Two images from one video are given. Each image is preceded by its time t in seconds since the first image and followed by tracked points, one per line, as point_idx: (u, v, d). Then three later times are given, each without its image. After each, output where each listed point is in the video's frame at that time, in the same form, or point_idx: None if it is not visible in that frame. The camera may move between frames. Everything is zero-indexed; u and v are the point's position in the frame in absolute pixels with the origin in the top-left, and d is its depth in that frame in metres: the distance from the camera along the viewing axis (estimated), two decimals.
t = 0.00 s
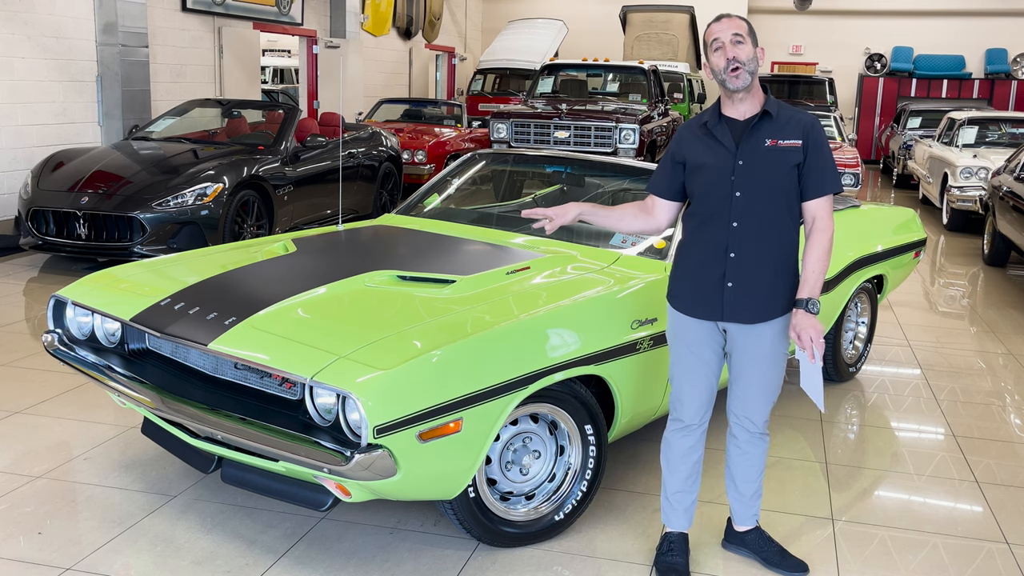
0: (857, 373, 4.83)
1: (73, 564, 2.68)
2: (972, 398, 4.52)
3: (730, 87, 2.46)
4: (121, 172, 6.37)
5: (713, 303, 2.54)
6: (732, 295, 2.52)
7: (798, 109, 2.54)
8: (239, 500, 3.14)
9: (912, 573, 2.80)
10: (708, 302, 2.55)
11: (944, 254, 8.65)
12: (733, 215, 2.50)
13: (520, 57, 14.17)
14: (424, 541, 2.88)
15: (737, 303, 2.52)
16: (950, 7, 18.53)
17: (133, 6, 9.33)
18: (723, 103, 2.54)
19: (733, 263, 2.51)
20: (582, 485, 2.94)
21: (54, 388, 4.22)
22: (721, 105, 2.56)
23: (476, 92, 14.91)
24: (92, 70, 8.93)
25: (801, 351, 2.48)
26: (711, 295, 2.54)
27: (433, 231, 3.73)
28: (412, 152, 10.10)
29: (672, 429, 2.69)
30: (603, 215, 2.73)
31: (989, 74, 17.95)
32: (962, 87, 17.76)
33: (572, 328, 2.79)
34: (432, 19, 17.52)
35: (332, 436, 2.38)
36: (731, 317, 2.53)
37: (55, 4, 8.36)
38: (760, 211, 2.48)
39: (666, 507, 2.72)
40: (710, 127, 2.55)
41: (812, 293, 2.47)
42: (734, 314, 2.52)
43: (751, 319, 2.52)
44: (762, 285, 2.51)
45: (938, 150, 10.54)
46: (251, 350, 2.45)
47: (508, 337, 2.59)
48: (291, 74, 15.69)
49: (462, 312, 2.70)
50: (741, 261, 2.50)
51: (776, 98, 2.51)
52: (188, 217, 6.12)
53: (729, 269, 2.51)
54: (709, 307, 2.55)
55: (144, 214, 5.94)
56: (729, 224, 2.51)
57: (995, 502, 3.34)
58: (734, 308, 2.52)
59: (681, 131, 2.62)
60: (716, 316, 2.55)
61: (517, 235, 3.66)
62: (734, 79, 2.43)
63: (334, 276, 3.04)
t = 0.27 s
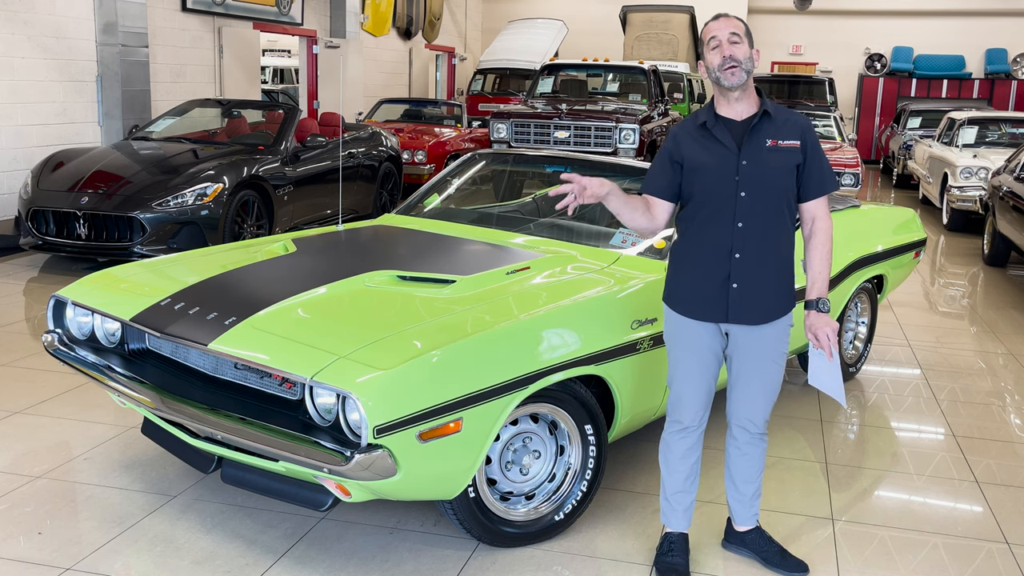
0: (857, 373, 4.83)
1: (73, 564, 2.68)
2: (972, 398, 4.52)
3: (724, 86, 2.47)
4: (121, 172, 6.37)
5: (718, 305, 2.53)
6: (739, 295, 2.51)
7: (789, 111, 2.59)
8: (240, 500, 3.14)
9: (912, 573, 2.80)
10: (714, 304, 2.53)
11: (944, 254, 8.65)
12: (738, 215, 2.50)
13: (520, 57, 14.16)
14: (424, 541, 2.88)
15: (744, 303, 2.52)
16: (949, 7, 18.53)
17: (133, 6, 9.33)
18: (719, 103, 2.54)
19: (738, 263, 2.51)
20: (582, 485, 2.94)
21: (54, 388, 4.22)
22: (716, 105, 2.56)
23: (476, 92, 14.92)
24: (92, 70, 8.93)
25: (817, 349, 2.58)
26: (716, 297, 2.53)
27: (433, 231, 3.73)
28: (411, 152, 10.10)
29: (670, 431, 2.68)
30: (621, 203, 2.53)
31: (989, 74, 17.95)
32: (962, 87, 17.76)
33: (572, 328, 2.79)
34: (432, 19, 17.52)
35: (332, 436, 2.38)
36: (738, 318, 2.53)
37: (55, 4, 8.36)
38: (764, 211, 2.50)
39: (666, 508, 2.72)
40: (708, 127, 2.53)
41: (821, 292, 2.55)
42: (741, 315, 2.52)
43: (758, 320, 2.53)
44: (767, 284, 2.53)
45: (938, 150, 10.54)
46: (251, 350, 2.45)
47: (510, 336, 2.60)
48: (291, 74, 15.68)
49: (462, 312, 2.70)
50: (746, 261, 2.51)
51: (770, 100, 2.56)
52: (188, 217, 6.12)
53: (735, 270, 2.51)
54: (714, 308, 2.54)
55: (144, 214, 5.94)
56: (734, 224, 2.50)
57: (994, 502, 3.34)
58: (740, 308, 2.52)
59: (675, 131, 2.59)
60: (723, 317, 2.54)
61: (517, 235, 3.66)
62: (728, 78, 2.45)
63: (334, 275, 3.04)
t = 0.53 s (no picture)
0: (857, 373, 4.83)
1: (73, 564, 2.68)
2: (972, 398, 4.52)
3: (716, 86, 2.47)
4: (121, 172, 6.37)
5: (724, 307, 2.53)
6: (744, 296, 2.52)
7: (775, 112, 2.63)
8: (240, 500, 3.14)
9: (912, 573, 2.80)
10: (719, 306, 2.52)
11: (944, 254, 8.64)
12: (741, 216, 2.50)
13: (520, 57, 14.14)
14: (424, 541, 2.88)
15: (749, 303, 2.52)
16: (949, 7, 18.53)
17: (133, 6, 9.33)
18: (711, 103, 2.53)
19: (743, 264, 2.51)
20: (582, 485, 2.94)
21: (54, 388, 4.22)
22: (707, 105, 2.55)
23: (476, 92, 14.95)
24: (92, 70, 8.94)
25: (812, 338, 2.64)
26: (721, 297, 2.52)
27: (433, 231, 3.73)
28: (412, 152, 10.11)
29: (668, 435, 2.67)
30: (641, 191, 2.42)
31: (989, 74, 17.95)
32: (962, 87, 17.76)
33: (572, 328, 2.79)
34: (432, 19, 17.51)
35: (331, 436, 2.38)
36: (744, 319, 2.53)
37: (55, 4, 8.36)
38: (765, 211, 2.51)
39: (665, 509, 2.72)
40: (705, 127, 2.51)
41: (812, 284, 2.65)
42: (747, 316, 2.53)
43: (761, 320, 2.55)
44: (769, 284, 2.55)
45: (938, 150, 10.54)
46: (251, 350, 2.45)
47: (511, 336, 2.60)
48: (291, 74, 15.69)
49: (462, 312, 2.70)
50: (750, 262, 2.51)
51: (759, 101, 2.58)
52: (188, 217, 6.12)
53: (740, 271, 2.51)
54: (720, 310, 2.53)
55: (144, 214, 5.94)
56: (737, 225, 2.50)
57: (994, 502, 3.34)
58: (745, 309, 2.53)
59: (669, 130, 2.54)
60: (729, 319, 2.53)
61: (517, 235, 3.66)
62: (721, 78, 2.45)
63: (334, 276, 3.04)
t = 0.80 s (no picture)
0: (857, 373, 4.83)
1: (73, 564, 2.68)
2: (972, 398, 4.52)
3: (709, 86, 2.47)
4: (121, 172, 6.37)
5: (725, 309, 2.52)
6: (745, 298, 2.52)
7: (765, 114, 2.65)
8: (240, 500, 3.14)
9: (911, 573, 2.80)
10: (721, 308, 2.52)
11: (944, 254, 8.64)
12: (741, 217, 2.50)
13: (520, 58, 14.10)
14: (424, 541, 2.88)
15: (750, 305, 2.53)
16: (949, 7, 18.53)
17: (133, 6, 9.33)
18: (704, 105, 2.53)
19: (743, 265, 2.51)
20: (582, 485, 2.94)
21: (54, 388, 4.22)
22: (700, 106, 2.55)
23: (476, 92, 14.99)
24: (92, 70, 8.94)
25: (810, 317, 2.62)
26: (722, 301, 2.52)
27: (433, 231, 3.73)
28: (411, 152, 10.11)
29: (667, 438, 2.67)
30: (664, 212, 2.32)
31: (989, 74, 17.95)
32: (962, 87, 17.76)
33: (572, 328, 2.79)
34: (432, 19, 17.51)
35: (331, 436, 2.38)
36: (745, 321, 2.53)
37: (55, 4, 8.36)
38: (762, 212, 2.52)
39: (664, 510, 2.72)
40: (701, 129, 2.51)
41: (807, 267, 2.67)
42: (749, 317, 2.53)
43: (761, 322, 2.55)
44: (768, 286, 2.55)
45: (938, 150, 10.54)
46: (251, 350, 2.45)
47: (511, 337, 2.60)
48: (291, 74, 15.69)
49: (462, 312, 2.70)
50: (750, 263, 2.51)
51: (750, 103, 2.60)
52: (188, 217, 6.12)
53: (740, 272, 2.51)
54: (722, 313, 2.52)
55: (144, 214, 5.94)
56: (737, 227, 2.50)
57: (995, 502, 3.34)
58: (747, 311, 2.53)
59: (665, 133, 2.53)
60: (731, 321, 2.53)
61: (517, 235, 3.66)
62: (715, 78, 2.46)
63: (333, 276, 3.04)
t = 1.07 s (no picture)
0: (857, 373, 4.83)
1: (73, 564, 2.68)
2: (972, 398, 4.52)
3: (704, 88, 2.46)
4: (121, 172, 6.37)
5: (723, 308, 2.52)
6: (742, 297, 2.52)
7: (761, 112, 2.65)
8: (240, 500, 3.14)
9: (911, 573, 2.80)
10: (718, 308, 2.52)
11: (944, 254, 8.64)
12: (737, 216, 2.50)
13: (520, 58, 14.08)
14: (424, 541, 2.88)
15: (748, 304, 2.53)
16: (949, 7, 18.53)
17: (133, 6, 9.32)
18: (699, 104, 2.53)
19: (740, 264, 2.51)
20: (582, 485, 2.94)
21: (54, 388, 4.22)
22: (694, 105, 2.55)
23: (476, 92, 15.01)
24: (92, 70, 8.94)
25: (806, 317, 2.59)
26: (720, 300, 2.52)
27: (433, 231, 3.73)
28: (411, 152, 10.11)
29: (666, 439, 2.67)
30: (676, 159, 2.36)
31: (989, 74, 17.95)
32: (962, 87, 17.76)
33: (572, 328, 2.79)
34: (432, 19, 17.51)
35: (332, 436, 2.38)
36: (743, 320, 2.53)
37: (55, 4, 8.36)
38: (757, 210, 2.53)
39: (664, 510, 2.72)
40: (695, 128, 2.51)
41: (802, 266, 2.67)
42: (746, 317, 2.53)
43: (758, 320, 2.55)
44: (765, 285, 2.56)
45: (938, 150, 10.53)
46: (251, 350, 2.45)
47: (509, 336, 2.60)
48: (291, 74, 15.69)
49: (462, 312, 2.70)
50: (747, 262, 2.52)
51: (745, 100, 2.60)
52: (188, 217, 6.12)
53: (737, 272, 2.51)
54: (720, 312, 2.52)
55: (144, 214, 5.94)
56: (734, 226, 2.50)
57: (995, 502, 3.34)
58: (744, 309, 2.53)
59: (659, 131, 2.53)
60: (728, 321, 2.53)
61: (517, 235, 3.66)
62: (709, 81, 2.44)
63: (334, 276, 3.04)
